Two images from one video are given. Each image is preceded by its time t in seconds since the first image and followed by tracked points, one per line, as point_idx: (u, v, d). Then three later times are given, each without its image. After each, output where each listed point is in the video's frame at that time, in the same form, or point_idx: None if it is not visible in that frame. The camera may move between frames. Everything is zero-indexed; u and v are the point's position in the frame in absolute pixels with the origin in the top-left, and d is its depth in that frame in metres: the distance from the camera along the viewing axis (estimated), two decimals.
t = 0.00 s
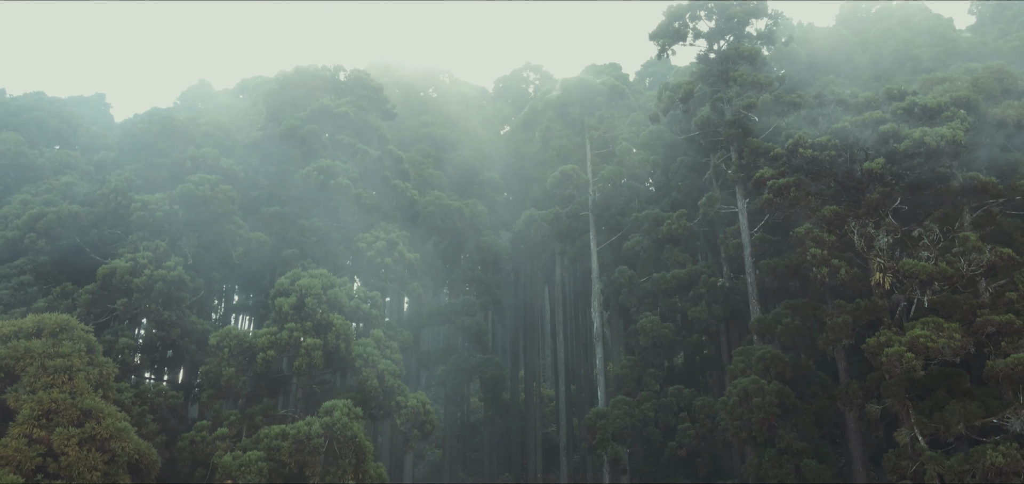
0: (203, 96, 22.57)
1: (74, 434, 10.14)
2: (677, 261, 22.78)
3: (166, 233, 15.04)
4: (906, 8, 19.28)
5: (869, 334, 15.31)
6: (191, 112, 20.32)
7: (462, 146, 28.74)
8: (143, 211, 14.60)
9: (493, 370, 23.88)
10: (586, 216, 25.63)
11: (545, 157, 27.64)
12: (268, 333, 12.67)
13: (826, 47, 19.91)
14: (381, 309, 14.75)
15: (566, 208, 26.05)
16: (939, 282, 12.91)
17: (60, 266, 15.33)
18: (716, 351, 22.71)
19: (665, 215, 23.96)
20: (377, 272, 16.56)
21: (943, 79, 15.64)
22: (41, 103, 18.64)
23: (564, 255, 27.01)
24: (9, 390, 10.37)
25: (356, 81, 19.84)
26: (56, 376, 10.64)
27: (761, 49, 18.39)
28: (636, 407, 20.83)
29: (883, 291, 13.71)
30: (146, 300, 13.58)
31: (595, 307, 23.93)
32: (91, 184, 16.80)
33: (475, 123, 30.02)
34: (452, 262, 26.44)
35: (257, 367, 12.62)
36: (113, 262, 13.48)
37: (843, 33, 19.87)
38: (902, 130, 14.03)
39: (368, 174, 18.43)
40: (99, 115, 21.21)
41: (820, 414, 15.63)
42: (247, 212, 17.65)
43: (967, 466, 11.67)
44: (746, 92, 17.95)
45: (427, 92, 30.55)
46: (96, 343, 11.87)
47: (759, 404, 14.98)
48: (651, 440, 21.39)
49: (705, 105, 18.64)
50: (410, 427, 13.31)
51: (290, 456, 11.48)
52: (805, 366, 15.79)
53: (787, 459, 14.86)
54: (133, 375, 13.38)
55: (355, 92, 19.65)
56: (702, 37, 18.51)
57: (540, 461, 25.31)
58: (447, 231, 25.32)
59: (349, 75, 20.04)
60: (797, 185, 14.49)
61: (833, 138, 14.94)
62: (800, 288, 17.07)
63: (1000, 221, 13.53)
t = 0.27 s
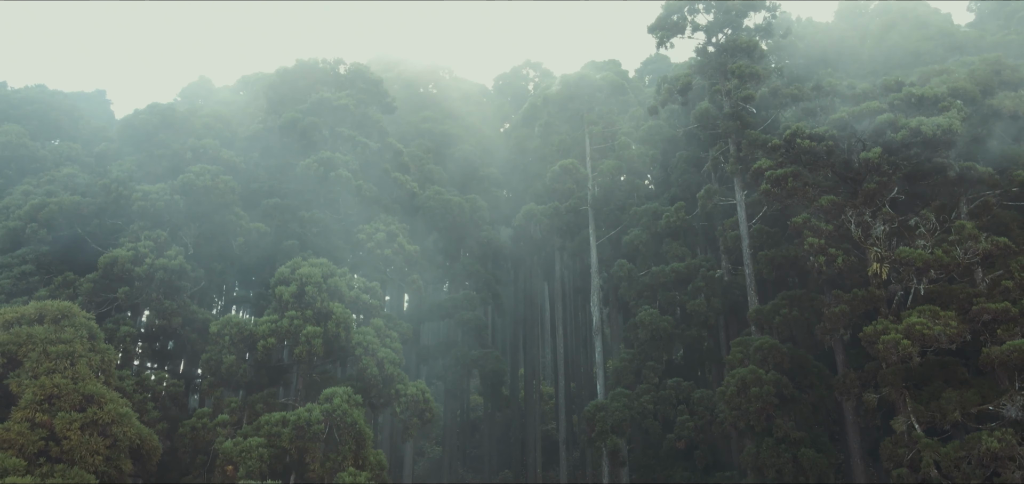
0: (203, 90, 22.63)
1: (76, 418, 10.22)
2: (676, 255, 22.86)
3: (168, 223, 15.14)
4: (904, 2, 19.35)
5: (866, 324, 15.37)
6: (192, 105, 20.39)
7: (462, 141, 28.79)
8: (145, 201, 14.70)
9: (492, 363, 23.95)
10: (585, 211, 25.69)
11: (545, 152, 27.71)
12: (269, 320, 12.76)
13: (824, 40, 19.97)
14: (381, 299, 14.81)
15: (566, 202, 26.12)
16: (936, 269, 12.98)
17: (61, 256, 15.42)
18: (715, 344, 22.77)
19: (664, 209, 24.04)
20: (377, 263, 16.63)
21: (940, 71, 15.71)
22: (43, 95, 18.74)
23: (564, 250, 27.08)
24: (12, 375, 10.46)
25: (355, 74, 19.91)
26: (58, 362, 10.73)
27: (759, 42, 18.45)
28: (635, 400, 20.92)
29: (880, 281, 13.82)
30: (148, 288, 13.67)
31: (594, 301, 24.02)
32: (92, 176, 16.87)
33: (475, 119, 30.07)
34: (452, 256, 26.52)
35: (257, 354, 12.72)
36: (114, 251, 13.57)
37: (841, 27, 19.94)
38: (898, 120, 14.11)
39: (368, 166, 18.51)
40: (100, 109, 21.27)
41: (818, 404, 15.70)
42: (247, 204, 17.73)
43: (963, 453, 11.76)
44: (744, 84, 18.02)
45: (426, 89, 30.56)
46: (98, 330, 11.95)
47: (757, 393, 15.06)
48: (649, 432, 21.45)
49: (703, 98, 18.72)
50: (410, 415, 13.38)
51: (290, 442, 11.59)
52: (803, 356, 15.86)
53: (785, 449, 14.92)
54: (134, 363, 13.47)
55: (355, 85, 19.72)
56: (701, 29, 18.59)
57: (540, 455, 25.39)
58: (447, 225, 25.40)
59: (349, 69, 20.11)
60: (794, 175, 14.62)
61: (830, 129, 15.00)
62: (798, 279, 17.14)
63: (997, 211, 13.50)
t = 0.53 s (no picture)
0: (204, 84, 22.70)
1: (77, 403, 10.30)
2: (675, 248, 22.95)
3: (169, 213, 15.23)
4: None
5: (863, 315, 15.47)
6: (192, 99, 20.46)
7: (462, 136, 28.81)
8: (145, 191, 14.96)
9: (492, 357, 24.04)
10: (585, 205, 25.75)
11: (544, 147, 27.80)
12: (269, 309, 12.82)
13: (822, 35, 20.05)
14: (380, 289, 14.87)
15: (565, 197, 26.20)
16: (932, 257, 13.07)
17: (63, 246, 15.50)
18: (714, 337, 22.84)
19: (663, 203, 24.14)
20: (376, 255, 16.72)
21: (937, 63, 15.82)
22: (44, 88, 18.82)
23: (563, 244, 27.17)
24: (14, 360, 10.57)
25: (355, 68, 19.97)
26: (60, 348, 10.83)
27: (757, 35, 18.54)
28: (634, 392, 21.00)
29: (877, 270, 13.91)
30: (149, 277, 13.78)
31: (592, 294, 24.16)
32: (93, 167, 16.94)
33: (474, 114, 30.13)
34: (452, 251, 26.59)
35: (258, 342, 12.81)
36: (115, 240, 13.67)
37: (839, 21, 20.03)
38: (895, 109, 14.25)
39: (368, 159, 18.56)
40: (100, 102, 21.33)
41: (815, 394, 15.78)
42: (248, 196, 17.81)
43: (959, 439, 11.84)
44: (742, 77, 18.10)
45: (425, 84, 30.49)
46: (100, 317, 12.04)
47: (755, 383, 15.15)
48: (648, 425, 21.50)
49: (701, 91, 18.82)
50: (409, 403, 13.46)
51: (291, 428, 11.63)
52: (800, 346, 15.94)
53: (783, 438, 15.00)
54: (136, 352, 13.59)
55: (355, 79, 19.82)
56: (699, 22, 18.67)
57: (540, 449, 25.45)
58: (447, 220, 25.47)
59: (348, 63, 20.17)
60: (792, 166, 14.84)
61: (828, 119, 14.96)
62: (796, 270, 17.23)
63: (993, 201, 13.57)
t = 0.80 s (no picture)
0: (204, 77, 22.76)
1: (80, 388, 10.38)
2: (674, 242, 23.05)
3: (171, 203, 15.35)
4: None
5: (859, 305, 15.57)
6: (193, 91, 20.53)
7: (462, 132, 28.80)
8: (146, 181, 15.05)
9: (491, 350, 24.13)
10: (584, 199, 25.83)
11: (544, 142, 27.90)
12: (270, 297, 12.94)
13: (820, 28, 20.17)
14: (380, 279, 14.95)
15: (564, 191, 26.29)
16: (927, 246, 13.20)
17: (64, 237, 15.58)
18: (713, 331, 22.94)
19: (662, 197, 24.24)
20: (377, 246, 16.83)
21: (934, 55, 15.92)
22: (46, 81, 18.92)
23: (563, 238, 27.26)
24: (17, 346, 10.67)
25: (355, 62, 20.05)
26: (62, 334, 10.92)
27: (754, 28, 18.64)
28: (633, 385, 21.07)
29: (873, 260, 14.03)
30: (151, 266, 13.86)
31: (592, 288, 24.21)
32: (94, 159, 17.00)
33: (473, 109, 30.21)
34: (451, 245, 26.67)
35: (259, 330, 12.92)
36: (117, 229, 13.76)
37: (837, 15, 20.15)
38: (892, 99, 14.43)
39: (367, 151, 18.58)
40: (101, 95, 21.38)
41: (812, 384, 15.88)
42: (248, 187, 17.89)
43: (954, 426, 11.94)
44: (740, 69, 18.21)
45: (425, 80, 30.40)
46: (101, 304, 12.11)
47: (752, 372, 15.25)
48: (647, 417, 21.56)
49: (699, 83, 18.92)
50: (409, 391, 13.56)
51: (291, 414, 11.74)
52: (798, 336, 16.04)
53: (780, 427, 15.10)
54: (137, 340, 13.68)
55: (354, 72, 19.91)
56: (697, 15, 18.76)
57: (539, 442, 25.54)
58: (447, 214, 25.58)
59: (348, 56, 20.25)
60: (788, 157, 15.12)
61: (826, 109, 15.00)
62: (793, 262, 17.33)
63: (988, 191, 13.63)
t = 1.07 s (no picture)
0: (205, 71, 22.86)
1: (81, 373, 10.46)
2: (673, 236, 23.14)
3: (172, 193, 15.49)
4: None
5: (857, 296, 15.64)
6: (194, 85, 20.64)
7: (463, 127, 28.72)
8: (148, 171, 15.17)
9: (491, 344, 24.23)
10: (583, 194, 25.94)
11: (543, 137, 27.99)
12: (270, 285, 13.05)
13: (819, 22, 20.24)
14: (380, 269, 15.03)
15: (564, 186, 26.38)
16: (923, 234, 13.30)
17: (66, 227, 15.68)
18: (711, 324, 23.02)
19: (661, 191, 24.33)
20: (377, 238, 16.92)
21: (931, 47, 16.01)
22: (48, 74, 19.03)
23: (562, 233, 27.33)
24: (20, 332, 10.77)
25: (355, 55, 20.10)
26: (65, 320, 11.01)
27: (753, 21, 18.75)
28: (632, 378, 21.15)
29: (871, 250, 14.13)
30: (152, 256, 13.97)
31: (591, 281, 24.23)
32: (95, 150, 17.10)
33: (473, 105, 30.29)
34: (450, 240, 26.76)
35: (260, 317, 13.01)
36: (118, 219, 13.89)
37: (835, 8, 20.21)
38: (889, 90, 14.54)
39: (367, 144, 18.61)
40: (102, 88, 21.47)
41: (810, 374, 15.98)
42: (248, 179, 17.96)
43: (950, 413, 12.03)
44: (738, 62, 18.34)
45: (426, 76, 30.29)
46: (104, 292, 12.19)
47: (750, 362, 15.33)
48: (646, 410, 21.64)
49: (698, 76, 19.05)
50: (408, 380, 13.63)
51: (291, 400, 11.85)
52: (795, 327, 16.11)
53: (778, 416, 15.19)
54: (139, 329, 13.77)
55: (355, 65, 19.99)
56: (696, 8, 18.86)
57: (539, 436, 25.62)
58: (446, 208, 25.67)
59: (348, 50, 20.31)
60: (786, 147, 15.53)
61: (823, 99, 15.12)
62: (791, 253, 17.41)
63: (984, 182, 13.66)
